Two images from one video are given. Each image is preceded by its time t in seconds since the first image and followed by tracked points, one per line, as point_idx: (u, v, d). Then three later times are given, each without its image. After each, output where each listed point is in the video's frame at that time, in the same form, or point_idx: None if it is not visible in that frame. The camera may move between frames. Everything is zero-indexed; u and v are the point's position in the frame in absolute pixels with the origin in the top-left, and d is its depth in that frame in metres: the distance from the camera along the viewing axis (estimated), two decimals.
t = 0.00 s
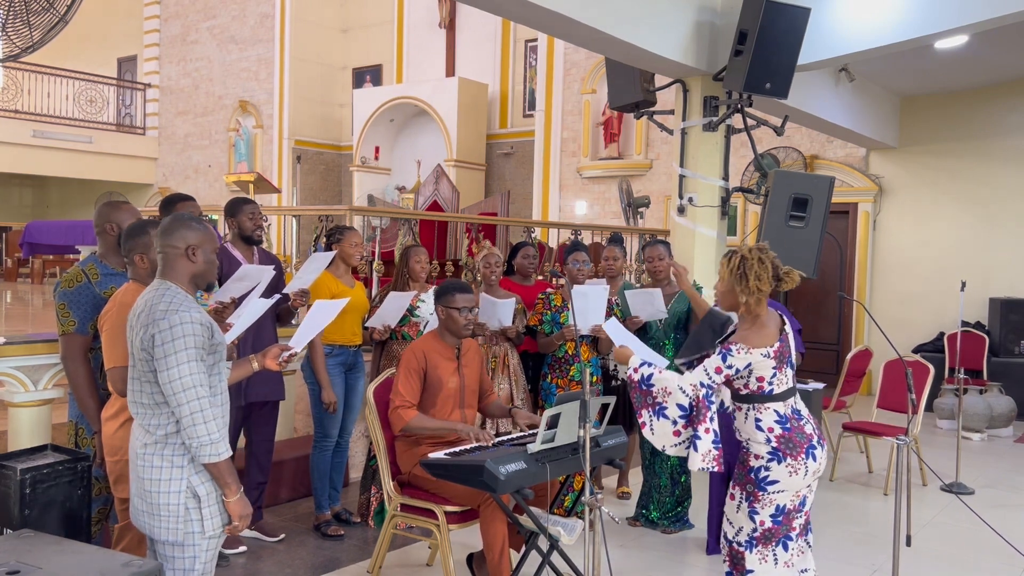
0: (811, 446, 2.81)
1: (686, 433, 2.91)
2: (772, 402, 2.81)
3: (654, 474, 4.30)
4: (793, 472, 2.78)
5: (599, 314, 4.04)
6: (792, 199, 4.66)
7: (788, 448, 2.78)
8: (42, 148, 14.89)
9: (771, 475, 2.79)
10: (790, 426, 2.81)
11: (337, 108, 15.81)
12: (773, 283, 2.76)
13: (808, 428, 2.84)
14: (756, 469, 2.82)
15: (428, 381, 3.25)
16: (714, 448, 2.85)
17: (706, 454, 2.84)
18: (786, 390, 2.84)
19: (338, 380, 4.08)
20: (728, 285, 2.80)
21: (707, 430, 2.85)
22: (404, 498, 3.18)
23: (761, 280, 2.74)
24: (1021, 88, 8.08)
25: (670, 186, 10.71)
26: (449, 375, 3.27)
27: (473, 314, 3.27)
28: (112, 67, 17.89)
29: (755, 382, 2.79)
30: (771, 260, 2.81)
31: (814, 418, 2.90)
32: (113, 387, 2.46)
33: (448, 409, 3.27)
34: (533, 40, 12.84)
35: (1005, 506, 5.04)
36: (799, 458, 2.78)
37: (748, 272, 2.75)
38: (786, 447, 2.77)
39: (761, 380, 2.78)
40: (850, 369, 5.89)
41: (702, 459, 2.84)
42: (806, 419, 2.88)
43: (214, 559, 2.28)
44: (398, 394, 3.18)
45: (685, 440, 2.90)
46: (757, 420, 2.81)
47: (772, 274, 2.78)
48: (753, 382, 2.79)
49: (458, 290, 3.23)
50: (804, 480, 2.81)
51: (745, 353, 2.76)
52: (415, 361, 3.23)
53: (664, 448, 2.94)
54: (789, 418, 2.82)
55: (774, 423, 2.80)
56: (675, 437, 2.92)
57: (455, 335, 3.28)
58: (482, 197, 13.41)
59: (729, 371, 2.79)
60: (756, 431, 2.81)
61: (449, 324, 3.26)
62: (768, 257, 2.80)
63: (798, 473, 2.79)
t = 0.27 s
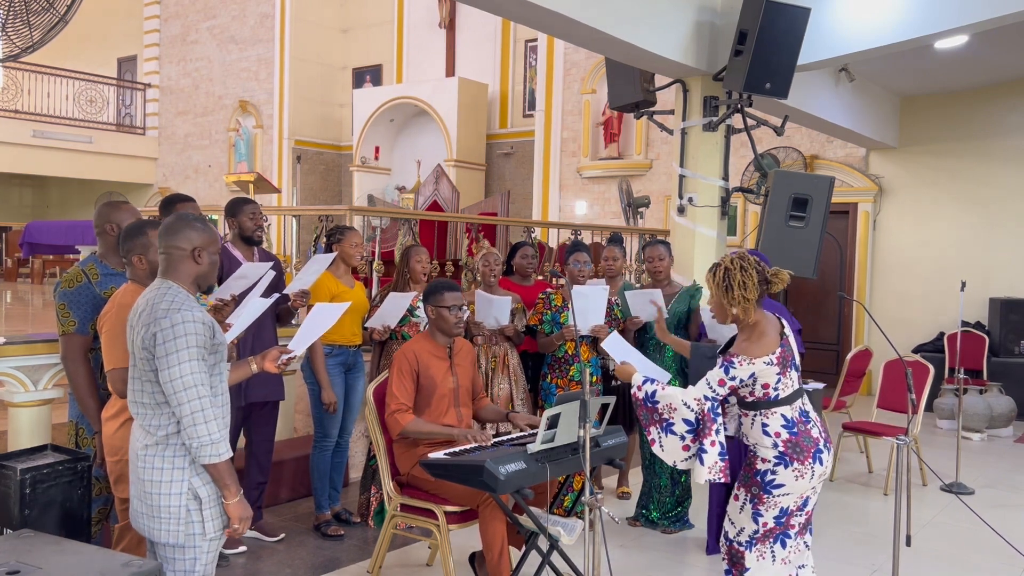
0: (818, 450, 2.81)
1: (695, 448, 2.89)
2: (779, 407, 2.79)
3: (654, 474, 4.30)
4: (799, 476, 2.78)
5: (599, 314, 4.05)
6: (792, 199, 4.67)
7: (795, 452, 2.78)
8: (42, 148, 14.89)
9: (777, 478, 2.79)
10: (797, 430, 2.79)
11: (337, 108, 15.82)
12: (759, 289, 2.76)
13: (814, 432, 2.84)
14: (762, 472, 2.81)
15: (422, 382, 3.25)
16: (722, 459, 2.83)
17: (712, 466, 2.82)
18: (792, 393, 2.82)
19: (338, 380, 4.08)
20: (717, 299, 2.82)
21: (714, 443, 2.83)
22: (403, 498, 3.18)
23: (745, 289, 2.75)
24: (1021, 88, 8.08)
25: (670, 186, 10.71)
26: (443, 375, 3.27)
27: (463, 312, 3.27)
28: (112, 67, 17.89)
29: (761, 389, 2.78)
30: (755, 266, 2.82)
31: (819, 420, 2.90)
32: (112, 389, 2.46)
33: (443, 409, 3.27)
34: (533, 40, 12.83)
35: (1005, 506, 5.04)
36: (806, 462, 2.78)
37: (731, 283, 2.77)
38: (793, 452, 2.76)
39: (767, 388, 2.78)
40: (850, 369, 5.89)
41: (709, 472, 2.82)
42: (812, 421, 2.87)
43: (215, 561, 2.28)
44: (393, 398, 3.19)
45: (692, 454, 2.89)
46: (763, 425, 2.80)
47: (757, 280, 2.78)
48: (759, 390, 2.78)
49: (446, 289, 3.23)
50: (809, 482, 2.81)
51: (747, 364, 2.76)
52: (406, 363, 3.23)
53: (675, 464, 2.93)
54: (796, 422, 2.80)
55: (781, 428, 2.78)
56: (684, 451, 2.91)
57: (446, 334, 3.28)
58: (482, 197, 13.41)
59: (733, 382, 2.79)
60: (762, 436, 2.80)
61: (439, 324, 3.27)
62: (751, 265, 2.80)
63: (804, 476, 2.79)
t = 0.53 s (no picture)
0: (820, 448, 2.81)
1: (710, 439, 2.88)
2: (788, 402, 2.80)
3: (654, 474, 4.29)
4: (799, 472, 2.79)
5: (599, 315, 4.05)
6: (792, 199, 4.66)
7: (797, 448, 2.79)
8: (42, 148, 14.89)
9: (777, 473, 2.80)
10: (801, 426, 2.81)
11: (337, 108, 15.82)
12: (791, 287, 2.78)
13: (819, 430, 2.84)
14: (763, 467, 2.83)
15: (421, 383, 3.25)
16: (741, 450, 2.80)
17: (733, 457, 2.79)
18: (804, 391, 2.83)
19: (338, 380, 4.08)
20: (747, 286, 2.83)
21: (732, 433, 2.80)
22: (403, 498, 3.18)
23: (777, 282, 2.76)
24: (1021, 88, 8.08)
25: (670, 186, 10.71)
26: (443, 375, 3.28)
27: (462, 314, 3.27)
28: (112, 67, 17.89)
29: (774, 384, 2.78)
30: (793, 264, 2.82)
31: (826, 421, 2.90)
32: (112, 390, 2.46)
33: (443, 410, 3.27)
34: (533, 40, 12.83)
35: (1005, 506, 5.04)
36: (807, 459, 2.78)
37: (766, 273, 2.77)
38: (795, 447, 2.77)
39: (781, 382, 2.78)
40: (850, 369, 5.89)
41: (729, 463, 2.78)
42: (818, 421, 2.87)
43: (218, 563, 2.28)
44: (392, 398, 3.18)
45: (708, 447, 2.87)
46: (770, 420, 2.81)
47: (791, 277, 2.78)
48: (772, 384, 2.78)
49: (446, 291, 3.24)
50: (812, 481, 2.81)
51: (767, 358, 2.75)
52: (407, 364, 3.22)
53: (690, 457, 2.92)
54: (802, 419, 2.82)
55: (786, 423, 2.80)
56: (700, 443, 2.90)
57: (446, 335, 3.28)
58: (482, 197, 13.41)
59: (751, 375, 2.79)
60: (767, 429, 2.82)
61: (439, 325, 3.27)
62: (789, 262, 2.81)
63: (805, 474, 2.79)
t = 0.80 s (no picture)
0: (824, 447, 2.80)
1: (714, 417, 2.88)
2: (796, 398, 2.81)
3: (654, 474, 4.29)
4: (801, 470, 2.79)
5: (599, 316, 4.05)
6: (792, 199, 4.66)
7: (800, 445, 2.79)
8: (42, 148, 14.89)
9: (779, 469, 2.82)
10: (807, 424, 2.81)
11: (337, 108, 15.82)
12: (816, 285, 2.76)
13: (825, 431, 2.83)
14: (766, 462, 2.85)
15: (425, 382, 3.25)
16: (739, 431, 2.83)
17: (729, 435, 2.83)
18: (815, 389, 2.83)
19: (338, 380, 4.08)
20: (775, 275, 2.84)
21: (732, 412, 2.83)
22: (404, 498, 3.18)
23: (802, 278, 2.75)
24: (1021, 88, 8.08)
25: (670, 186, 10.71)
26: (447, 375, 3.28)
27: (471, 316, 3.26)
28: (112, 67, 17.89)
29: (784, 376, 2.80)
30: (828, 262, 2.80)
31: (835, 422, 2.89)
32: (113, 390, 2.47)
33: (445, 410, 3.27)
34: (533, 40, 12.83)
35: (1005, 506, 5.04)
36: (809, 456, 2.79)
37: (794, 265, 2.77)
38: (797, 444, 2.78)
39: (791, 375, 2.79)
40: (850, 368, 5.89)
41: (724, 441, 2.83)
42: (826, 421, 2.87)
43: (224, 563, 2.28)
44: (394, 397, 3.18)
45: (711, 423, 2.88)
46: (776, 414, 2.82)
47: (819, 274, 2.77)
48: (782, 375, 2.80)
49: (457, 292, 3.22)
50: (815, 481, 2.80)
51: (779, 344, 2.78)
52: (412, 364, 3.21)
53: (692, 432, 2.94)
54: (808, 417, 2.81)
55: (791, 419, 2.81)
56: (703, 420, 2.91)
57: (453, 337, 3.28)
58: (482, 197, 13.41)
59: (761, 359, 2.80)
60: (771, 423, 2.84)
61: (448, 326, 3.26)
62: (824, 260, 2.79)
63: (807, 472, 2.79)
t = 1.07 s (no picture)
0: (841, 457, 2.79)
1: (718, 396, 2.89)
2: (811, 401, 2.82)
3: (653, 475, 4.28)
4: (815, 479, 2.78)
5: (598, 316, 4.05)
6: (792, 199, 4.66)
7: (815, 453, 2.78)
8: (42, 148, 14.89)
9: (793, 478, 2.79)
10: (824, 431, 2.81)
11: (337, 108, 15.82)
12: (837, 291, 2.78)
13: (844, 440, 2.82)
14: (780, 471, 2.82)
15: (430, 383, 3.25)
16: (736, 412, 2.86)
17: (724, 413, 2.87)
18: (832, 394, 2.83)
19: (338, 380, 4.08)
20: (798, 280, 2.87)
21: (733, 392, 2.86)
22: (404, 498, 3.18)
23: (825, 283, 2.78)
24: (1020, 88, 8.08)
25: (670, 186, 10.71)
26: (451, 375, 3.27)
27: (482, 320, 3.25)
28: (112, 67, 17.90)
29: (798, 374, 2.82)
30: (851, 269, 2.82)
31: (854, 433, 2.87)
32: (112, 389, 2.47)
33: (449, 410, 3.28)
34: (533, 40, 12.83)
35: (1006, 506, 5.04)
36: (824, 465, 2.78)
37: (817, 270, 2.80)
38: (812, 451, 2.77)
39: (805, 373, 2.81)
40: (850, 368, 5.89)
41: (718, 417, 2.87)
42: (846, 431, 2.85)
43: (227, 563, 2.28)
44: (398, 394, 3.19)
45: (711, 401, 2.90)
46: (792, 418, 2.82)
47: (842, 280, 2.79)
48: (796, 373, 2.82)
49: (469, 295, 3.20)
50: (829, 491, 2.79)
51: (791, 335, 2.82)
52: (419, 363, 3.21)
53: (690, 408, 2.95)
54: (826, 424, 2.81)
55: (808, 424, 2.81)
56: (706, 399, 2.92)
57: (463, 339, 3.27)
58: (482, 197, 13.41)
59: (772, 347, 2.84)
60: (788, 428, 2.83)
61: (458, 329, 3.26)
62: (848, 265, 2.81)
63: (821, 481, 2.78)
